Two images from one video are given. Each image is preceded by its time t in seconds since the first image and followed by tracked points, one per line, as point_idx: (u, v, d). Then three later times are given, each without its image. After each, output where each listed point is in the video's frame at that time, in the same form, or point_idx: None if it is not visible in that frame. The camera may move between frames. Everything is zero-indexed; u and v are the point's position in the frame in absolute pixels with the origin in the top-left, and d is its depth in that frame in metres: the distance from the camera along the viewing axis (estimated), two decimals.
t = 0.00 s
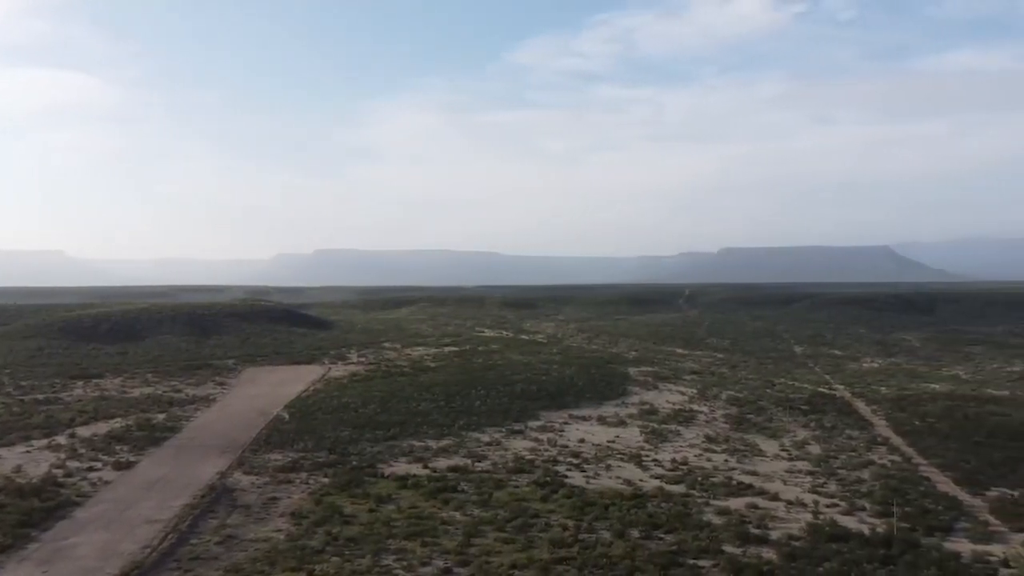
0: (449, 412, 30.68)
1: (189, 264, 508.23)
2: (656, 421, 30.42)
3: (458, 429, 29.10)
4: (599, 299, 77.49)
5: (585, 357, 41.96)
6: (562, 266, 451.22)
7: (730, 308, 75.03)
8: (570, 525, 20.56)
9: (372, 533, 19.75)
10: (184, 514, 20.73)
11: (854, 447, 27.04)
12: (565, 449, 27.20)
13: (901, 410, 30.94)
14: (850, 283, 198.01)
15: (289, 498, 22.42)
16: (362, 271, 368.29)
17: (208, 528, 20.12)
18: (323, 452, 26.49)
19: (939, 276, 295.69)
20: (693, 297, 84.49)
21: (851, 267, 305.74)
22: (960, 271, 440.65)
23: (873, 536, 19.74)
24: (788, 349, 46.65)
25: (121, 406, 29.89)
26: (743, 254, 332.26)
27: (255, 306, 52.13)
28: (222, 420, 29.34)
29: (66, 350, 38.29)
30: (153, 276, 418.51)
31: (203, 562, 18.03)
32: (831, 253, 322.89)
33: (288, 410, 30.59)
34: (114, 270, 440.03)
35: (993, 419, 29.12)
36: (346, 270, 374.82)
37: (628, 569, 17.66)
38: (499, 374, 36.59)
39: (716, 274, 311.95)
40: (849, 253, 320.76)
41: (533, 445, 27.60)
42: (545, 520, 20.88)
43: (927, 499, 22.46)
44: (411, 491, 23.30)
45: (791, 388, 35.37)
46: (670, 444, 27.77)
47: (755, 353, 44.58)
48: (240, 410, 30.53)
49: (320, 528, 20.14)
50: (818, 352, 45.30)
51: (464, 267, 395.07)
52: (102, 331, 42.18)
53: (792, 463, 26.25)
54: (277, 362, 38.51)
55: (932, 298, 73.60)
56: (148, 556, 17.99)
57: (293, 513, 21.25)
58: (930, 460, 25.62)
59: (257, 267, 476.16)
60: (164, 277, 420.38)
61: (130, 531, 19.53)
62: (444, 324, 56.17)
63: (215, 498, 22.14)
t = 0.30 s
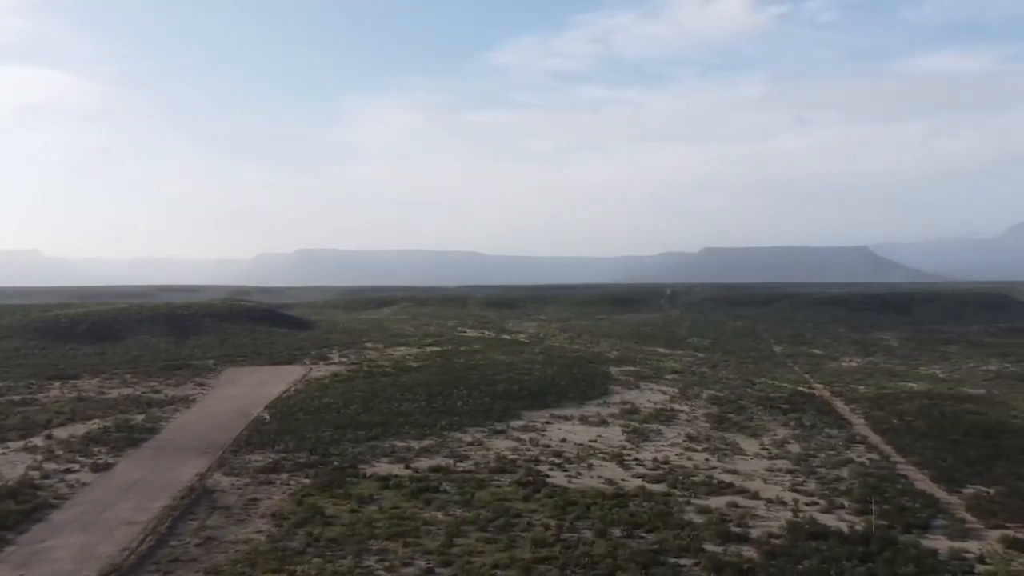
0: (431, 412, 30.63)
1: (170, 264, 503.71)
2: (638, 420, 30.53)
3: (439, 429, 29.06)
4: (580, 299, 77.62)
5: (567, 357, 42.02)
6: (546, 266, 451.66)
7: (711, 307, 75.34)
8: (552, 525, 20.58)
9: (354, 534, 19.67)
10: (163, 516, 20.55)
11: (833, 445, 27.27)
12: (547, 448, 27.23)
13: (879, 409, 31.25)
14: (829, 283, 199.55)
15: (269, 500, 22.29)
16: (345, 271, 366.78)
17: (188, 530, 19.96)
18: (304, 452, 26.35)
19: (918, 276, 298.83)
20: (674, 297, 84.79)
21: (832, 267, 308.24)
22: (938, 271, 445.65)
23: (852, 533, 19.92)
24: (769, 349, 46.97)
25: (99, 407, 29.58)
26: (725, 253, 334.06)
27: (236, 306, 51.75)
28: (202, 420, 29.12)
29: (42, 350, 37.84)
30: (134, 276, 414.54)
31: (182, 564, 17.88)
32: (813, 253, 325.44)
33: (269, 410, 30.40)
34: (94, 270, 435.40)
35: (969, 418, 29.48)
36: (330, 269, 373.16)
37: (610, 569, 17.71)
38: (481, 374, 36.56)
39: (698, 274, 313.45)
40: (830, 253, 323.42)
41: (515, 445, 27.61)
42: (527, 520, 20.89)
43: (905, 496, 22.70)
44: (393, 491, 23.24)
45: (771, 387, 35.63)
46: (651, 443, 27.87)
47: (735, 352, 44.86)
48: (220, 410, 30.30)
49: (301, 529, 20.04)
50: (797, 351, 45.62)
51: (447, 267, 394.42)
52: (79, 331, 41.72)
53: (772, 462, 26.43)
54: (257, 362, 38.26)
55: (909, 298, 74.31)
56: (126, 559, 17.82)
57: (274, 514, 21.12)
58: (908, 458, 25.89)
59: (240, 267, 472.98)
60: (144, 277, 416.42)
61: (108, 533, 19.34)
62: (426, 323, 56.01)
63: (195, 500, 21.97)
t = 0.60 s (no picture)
0: (413, 413, 30.57)
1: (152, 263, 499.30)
2: (620, 420, 30.62)
3: (421, 429, 29.00)
4: (563, 299, 77.69)
5: (549, 356, 42.06)
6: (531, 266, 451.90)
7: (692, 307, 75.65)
8: (534, 524, 20.60)
9: (335, 535, 19.59)
10: (142, 518, 20.37)
11: (812, 444, 27.48)
12: (529, 448, 27.26)
13: (858, 408, 31.53)
14: (810, 283, 200.90)
15: (250, 501, 22.15)
16: (329, 270, 365.17)
17: (167, 532, 19.79)
18: (285, 453, 26.21)
19: (899, 276, 301.72)
20: (656, 297, 85.06)
21: (814, 266, 310.51)
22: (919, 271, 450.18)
23: (832, 531, 20.08)
24: (749, 348, 47.24)
25: (76, 409, 29.26)
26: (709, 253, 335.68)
27: (216, 306, 51.41)
28: (181, 422, 28.88)
29: (18, 351, 37.37)
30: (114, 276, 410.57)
31: (162, 566, 17.72)
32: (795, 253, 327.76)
33: (249, 411, 30.21)
34: (75, 270, 430.87)
35: (946, 416, 29.80)
36: (313, 269, 371.42)
37: (591, 568, 17.74)
38: (463, 374, 36.52)
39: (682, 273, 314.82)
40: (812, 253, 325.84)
41: (497, 445, 27.61)
42: (509, 520, 20.89)
43: (883, 494, 22.91)
44: (375, 492, 23.17)
45: (751, 386, 35.86)
46: (632, 443, 27.96)
47: (716, 352, 45.11)
48: (199, 412, 30.06)
49: (282, 530, 19.93)
50: (777, 351, 45.92)
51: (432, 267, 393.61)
52: (57, 332, 41.26)
53: (752, 460, 26.58)
54: (238, 363, 38.01)
55: (888, 298, 75.00)
56: (104, 561, 17.64)
57: (254, 516, 21.00)
58: (886, 456, 26.14)
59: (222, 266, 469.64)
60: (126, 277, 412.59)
61: (86, 536, 19.13)
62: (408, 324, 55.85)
63: (174, 502, 21.79)
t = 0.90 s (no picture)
0: (394, 413, 30.49)
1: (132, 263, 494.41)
2: (601, 420, 30.70)
3: (403, 429, 28.93)
4: (544, 299, 77.79)
5: (531, 356, 42.08)
6: (515, 266, 452.05)
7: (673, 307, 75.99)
8: (516, 524, 20.62)
9: (316, 536, 19.51)
10: (120, 520, 20.19)
11: (792, 443, 27.70)
12: (511, 448, 27.27)
13: (837, 406, 31.81)
14: (791, 284, 202.36)
15: (230, 502, 22.00)
16: (313, 270, 363.41)
17: (146, 534, 19.63)
18: (265, 454, 26.06)
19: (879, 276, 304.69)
20: (638, 297, 85.40)
21: (796, 266, 312.86)
22: (898, 271, 454.77)
23: (811, 529, 20.25)
24: (730, 348, 47.50)
25: (53, 410, 28.93)
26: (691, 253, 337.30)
27: (196, 306, 51.03)
28: (160, 423, 28.63)
29: None
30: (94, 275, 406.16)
31: (140, 568, 17.55)
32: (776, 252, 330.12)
33: (230, 412, 30.01)
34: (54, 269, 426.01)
35: (923, 415, 30.13)
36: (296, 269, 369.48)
37: (573, 567, 17.78)
38: (445, 374, 36.48)
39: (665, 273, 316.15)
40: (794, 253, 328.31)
41: (479, 444, 27.60)
42: (491, 519, 20.89)
43: (862, 492, 23.14)
44: (356, 492, 23.09)
45: (732, 385, 36.09)
46: (614, 442, 28.05)
47: (697, 352, 45.38)
48: (179, 413, 29.82)
49: (263, 532, 19.82)
50: (758, 350, 46.21)
51: (415, 267, 392.64)
52: (33, 332, 40.76)
53: (733, 459, 26.75)
54: (218, 363, 37.74)
55: (866, 297, 75.76)
56: (82, 564, 17.47)
57: (234, 517, 20.86)
58: (864, 454, 26.40)
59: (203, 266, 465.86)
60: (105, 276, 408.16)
61: (63, 538, 18.94)
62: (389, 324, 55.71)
63: (153, 503, 21.61)
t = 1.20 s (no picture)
0: (376, 413, 30.40)
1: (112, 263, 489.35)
2: (583, 419, 30.76)
3: (385, 429, 28.84)
4: (526, 299, 77.82)
5: (513, 356, 42.06)
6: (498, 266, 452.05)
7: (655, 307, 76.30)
8: (498, 523, 20.63)
9: (298, 537, 19.41)
10: (99, 523, 19.98)
11: (772, 442, 27.90)
12: (493, 448, 27.26)
13: (816, 405, 32.09)
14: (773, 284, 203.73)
15: (210, 503, 21.85)
16: (295, 270, 361.45)
17: (124, 536, 19.44)
18: (246, 455, 25.89)
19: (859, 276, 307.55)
20: (620, 297, 85.67)
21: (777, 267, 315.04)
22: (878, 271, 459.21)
23: (790, 527, 20.40)
24: (711, 347, 47.75)
25: (29, 412, 28.56)
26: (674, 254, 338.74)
27: (175, 307, 50.62)
28: (139, 424, 28.37)
29: None
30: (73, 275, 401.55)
31: (119, 571, 17.37)
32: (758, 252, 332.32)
33: (210, 413, 29.78)
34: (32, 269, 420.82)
35: (901, 413, 30.46)
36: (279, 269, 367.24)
37: (555, 567, 17.81)
38: (427, 374, 36.41)
39: (649, 273, 317.44)
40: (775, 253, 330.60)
41: (461, 444, 27.57)
42: (473, 519, 20.88)
43: (841, 490, 23.34)
44: (338, 493, 22.99)
45: (713, 385, 36.29)
46: (596, 441, 28.13)
47: (678, 351, 45.60)
48: (158, 414, 29.55)
49: (243, 533, 19.69)
50: (738, 350, 46.51)
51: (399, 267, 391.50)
52: (9, 333, 40.22)
53: (713, 458, 26.90)
54: (198, 364, 37.44)
55: (845, 297, 76.42)
56: (59, 568, 17.27)
57: (214, 519, 20.70)
58: (843, 452, 26.65)
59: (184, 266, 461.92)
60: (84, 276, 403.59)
61: (40, 542, 18.72)
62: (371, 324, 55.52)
63: (132, 506, 21.41)
